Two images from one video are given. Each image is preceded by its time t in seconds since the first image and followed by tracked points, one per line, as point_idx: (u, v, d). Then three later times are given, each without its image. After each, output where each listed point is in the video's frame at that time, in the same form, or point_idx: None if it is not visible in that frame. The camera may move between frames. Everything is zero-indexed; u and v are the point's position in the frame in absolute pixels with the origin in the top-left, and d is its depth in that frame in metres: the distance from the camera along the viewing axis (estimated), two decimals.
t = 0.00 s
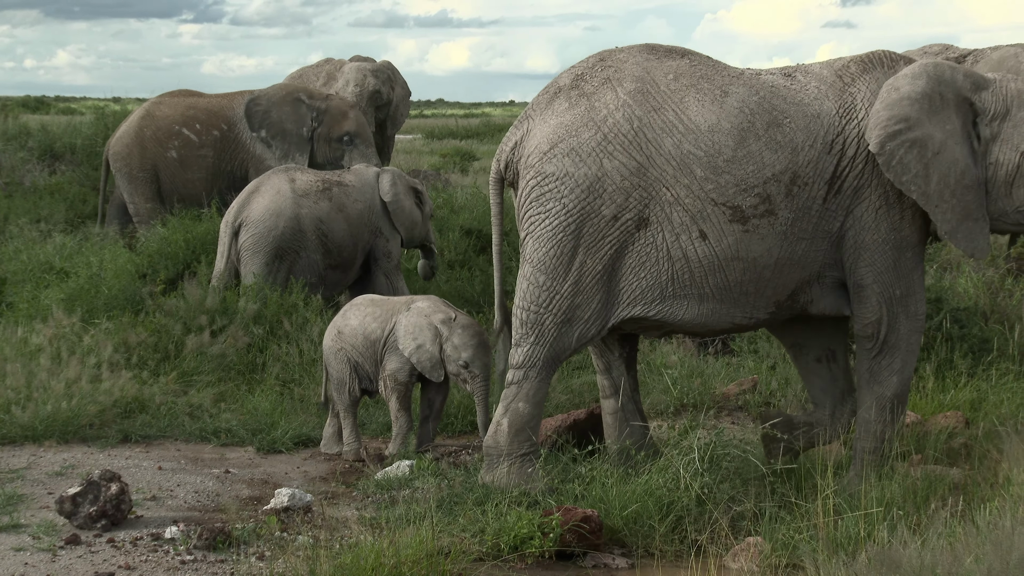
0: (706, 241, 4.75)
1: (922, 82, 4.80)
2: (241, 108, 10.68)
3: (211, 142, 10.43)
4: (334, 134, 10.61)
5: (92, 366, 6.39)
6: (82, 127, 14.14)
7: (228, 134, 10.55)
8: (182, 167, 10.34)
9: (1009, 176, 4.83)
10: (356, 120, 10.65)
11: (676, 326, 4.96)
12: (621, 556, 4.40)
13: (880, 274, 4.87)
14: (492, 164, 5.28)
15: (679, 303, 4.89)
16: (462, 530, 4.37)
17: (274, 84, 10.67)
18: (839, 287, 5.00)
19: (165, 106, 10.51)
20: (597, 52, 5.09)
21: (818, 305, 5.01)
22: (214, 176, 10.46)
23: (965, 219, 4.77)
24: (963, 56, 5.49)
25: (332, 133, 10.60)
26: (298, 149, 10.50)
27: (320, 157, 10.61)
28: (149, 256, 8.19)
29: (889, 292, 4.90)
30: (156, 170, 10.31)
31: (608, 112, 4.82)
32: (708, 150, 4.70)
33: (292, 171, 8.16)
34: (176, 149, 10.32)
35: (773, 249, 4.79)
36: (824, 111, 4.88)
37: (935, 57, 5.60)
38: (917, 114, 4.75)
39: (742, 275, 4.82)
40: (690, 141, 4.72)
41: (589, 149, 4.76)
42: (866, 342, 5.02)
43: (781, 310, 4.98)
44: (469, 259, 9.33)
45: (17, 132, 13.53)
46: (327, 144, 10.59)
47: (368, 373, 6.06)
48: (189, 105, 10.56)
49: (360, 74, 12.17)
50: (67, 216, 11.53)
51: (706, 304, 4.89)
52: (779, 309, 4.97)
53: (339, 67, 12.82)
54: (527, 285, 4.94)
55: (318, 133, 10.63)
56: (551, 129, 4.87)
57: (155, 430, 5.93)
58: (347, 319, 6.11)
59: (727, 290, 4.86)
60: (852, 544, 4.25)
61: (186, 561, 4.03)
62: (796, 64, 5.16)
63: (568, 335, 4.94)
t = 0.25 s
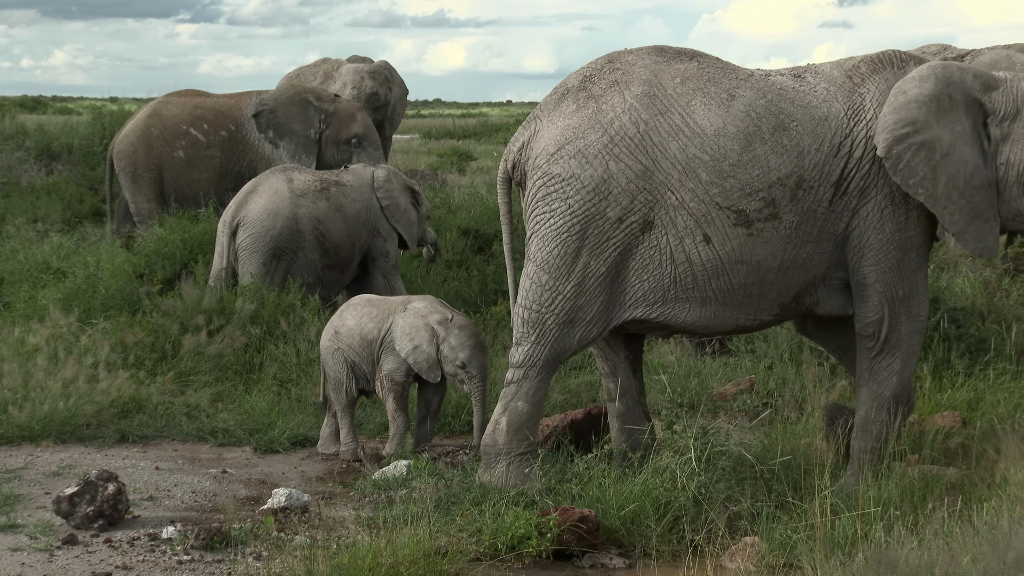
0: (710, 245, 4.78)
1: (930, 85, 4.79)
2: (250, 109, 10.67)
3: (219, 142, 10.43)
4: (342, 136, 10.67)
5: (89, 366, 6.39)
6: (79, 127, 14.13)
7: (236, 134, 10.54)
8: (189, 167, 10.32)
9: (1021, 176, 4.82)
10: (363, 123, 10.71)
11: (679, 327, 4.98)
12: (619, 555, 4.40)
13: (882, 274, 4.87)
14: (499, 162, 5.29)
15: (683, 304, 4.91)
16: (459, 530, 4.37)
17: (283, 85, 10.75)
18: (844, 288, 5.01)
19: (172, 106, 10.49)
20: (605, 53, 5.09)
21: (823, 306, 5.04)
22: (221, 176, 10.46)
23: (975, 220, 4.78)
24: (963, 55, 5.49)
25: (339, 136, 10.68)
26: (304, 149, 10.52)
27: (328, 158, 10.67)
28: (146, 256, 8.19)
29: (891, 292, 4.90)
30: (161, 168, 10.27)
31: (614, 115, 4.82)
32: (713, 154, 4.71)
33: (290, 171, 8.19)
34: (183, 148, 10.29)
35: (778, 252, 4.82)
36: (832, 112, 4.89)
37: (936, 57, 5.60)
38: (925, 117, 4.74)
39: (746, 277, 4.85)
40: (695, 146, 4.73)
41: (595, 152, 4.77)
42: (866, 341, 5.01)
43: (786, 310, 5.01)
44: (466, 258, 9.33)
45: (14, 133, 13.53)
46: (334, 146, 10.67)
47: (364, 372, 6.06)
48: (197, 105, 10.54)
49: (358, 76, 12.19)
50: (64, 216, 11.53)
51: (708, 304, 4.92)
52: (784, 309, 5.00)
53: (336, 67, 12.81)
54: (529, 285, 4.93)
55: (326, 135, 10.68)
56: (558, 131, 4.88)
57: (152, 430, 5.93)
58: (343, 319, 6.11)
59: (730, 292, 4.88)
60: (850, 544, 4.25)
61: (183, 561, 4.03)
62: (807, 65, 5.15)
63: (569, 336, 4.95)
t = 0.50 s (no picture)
0: (718, 250, 4.80)
1: (936, 87, 4.77)
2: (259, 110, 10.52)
3: (227, 143, 10.38)
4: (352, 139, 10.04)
5: (85, 366, 6.38)
6: (76, 126, 14.12)
7: (244, 135, 10.42)
8: (196, 167, 10.34)
9: None
10: (372, 124, 10.05)
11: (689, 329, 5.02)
12: (616, 555, 4.41)
13: (884, 270, 4.83)
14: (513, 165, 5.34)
15: (692, 307, 4.95)
16: (456, 531, 4.36)
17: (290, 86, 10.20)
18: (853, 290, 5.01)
19: (179, 105, 10.49)
20: (617, 56, 5.12)
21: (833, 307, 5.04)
22: (229, 177, 10.42)
23: (984, 220, 4.77)
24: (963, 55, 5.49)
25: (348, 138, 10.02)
26: (314, 154, 10.06)
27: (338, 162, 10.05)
28: (143, 256, 8.18)
29: (892, 292, 4.86)
30: (167, 168, 10.31)
31: (624, 121, 4.86)
32: (721, 160, 4.73)
33: (286, 170, 8.16)
34: (190, 149, 10.31)
35: (786, 257, 4.83)
36: (842, 115, 4.86)
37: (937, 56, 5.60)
38: (932, 119, 4.72)
39: (754, 282, 4.86)
40: (703, 152, 4.75)
41: (605, 157, 4.82)
42: (868, 339, 4.97)
43: (795, 312, 5.02)
44: (463, 258, 9.33)
45: (10, 132, 13.52)
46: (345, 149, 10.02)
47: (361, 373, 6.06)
48: (204, 105, 10.51)
49: (354, 77, 12.18)
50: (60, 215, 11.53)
51: (718, 308, 4.95)
52: (794, 311, 5.01)
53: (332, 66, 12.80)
54: (538, 287, 4.98)
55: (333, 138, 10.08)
56: (569, 136, 4.93)
57: (149, 430, 5.92)
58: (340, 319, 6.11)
59: (739, 296, 4.91)
60: (847, 544, 4.25)
61: (180, 561, 4.03)
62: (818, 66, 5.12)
63: (577, 338, 4.98)
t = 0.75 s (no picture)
0: (730, 253, 4.82)
1: (944, 88, 4.78)
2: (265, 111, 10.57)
3: (233, 142, 10.35)
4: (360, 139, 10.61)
5: (82, 367, 6.38)
6: (73, 127, 14.11)
7: (250, 135, 10.44)
8: (203, 167, 10.25)
9: None
10: (381, 123, 10.65)
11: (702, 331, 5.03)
12: (613, 555, 4.41)
13: (887, 268, 4.83)
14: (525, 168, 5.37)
15: (704, 309, 4.96)
16: (453, 531, 4.36)
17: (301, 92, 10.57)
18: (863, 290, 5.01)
19: (186, 105, 10.41)
20: (629, 58, 5.15)
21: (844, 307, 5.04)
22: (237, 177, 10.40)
23: (994, 221, 4.77)
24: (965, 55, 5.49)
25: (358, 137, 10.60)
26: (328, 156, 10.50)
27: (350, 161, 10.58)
28: (140, 257, 8.18)
29: (895, 292, 4.85)
30: (173, 168, 10.21)
31: (636, 125, 4.90)
32: (732, 164, 4.76)
33: (283, 171, 8.16)
34: (196, 148, 10.22)
35: (798, 259, 4.84)
36: (854, 116, 4.89)
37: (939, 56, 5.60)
38: (938, 120, 4.74)
39: (767, 284, 4.88)
40: (715, 155, 4.78)
41: (618, 161, 4.85)
42: (872, 338, 4.96)
43: (807, 312, 5.03)
44: (460, 258, 9.33)
45: (8, 133, 13.52)
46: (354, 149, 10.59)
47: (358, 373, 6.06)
48: (211, 105, 10.45)
49: (352, 79, 12.18)
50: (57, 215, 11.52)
51: (730, 309, 4.97)
52: (805, 312, 5.02)
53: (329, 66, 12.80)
54: (549, 287, 4.99)
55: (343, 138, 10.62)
56: (582, 139, 4.96)
57: (146, 430, 5.92)
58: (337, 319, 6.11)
59: (751, 298, 4.92)
60: (845, 544, 4.25)
61: (177, 561, 4.03)
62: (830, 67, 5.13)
63: (588, 341, 4.98)
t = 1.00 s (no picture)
0: (748, 257, 4.85)
1: (958, 87, 4.81)
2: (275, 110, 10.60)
3: (242, 143, 10.37)
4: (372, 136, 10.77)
5: (81, 367, 6.38)
6: (71, 126, 14.10)
7: (259, 134, 10.46)
8: (212, 167, 10.24)
9: None
10: (392, 121, 10.83)
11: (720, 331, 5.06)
12: (611, 555, 4.41)
13: (897, 268, 4.84)
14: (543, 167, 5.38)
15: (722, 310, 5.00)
16: (451, 531, 4.36)
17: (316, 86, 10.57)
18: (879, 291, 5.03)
19: (195, 105, 10.40)
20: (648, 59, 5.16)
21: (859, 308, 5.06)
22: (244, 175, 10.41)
23: (1008, 222, 4.77)
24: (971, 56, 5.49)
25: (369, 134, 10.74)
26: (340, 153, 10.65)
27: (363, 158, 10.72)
28: (139, 256, 8.18)
29: (903, 292, 4.86)
30: (182, 168, 10.18)
31: (655, 129, 4.91)
32: (750, 168, 4.77)
33: (284, 171, 8.16)
34: (206, 148, 10.22)
35: (816, 262, 4.86)
36: (872, 118, 4.90)
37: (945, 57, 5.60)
38: (950, 119, 4.76)
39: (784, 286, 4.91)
40: (734, 160, 4.80)
41: (636, 164, 4.86)
42: (879, 337, 4.96)
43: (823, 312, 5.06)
44: (459, 258, 9.33)
45: (7, 132, 13.51)
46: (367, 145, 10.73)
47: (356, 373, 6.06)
48: (219, 105, 10.46)
49: (352, 78, 12.17)
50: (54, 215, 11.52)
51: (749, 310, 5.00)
52: (821, 312, 5.05)
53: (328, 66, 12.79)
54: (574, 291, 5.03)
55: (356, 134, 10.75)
56: (600, 142, 4.96)
57: (145, 430, 5.92)
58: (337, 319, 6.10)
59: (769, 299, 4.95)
60: (844, 544, 4.25)
61: (175, 561, 4.03)
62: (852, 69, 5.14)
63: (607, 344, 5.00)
